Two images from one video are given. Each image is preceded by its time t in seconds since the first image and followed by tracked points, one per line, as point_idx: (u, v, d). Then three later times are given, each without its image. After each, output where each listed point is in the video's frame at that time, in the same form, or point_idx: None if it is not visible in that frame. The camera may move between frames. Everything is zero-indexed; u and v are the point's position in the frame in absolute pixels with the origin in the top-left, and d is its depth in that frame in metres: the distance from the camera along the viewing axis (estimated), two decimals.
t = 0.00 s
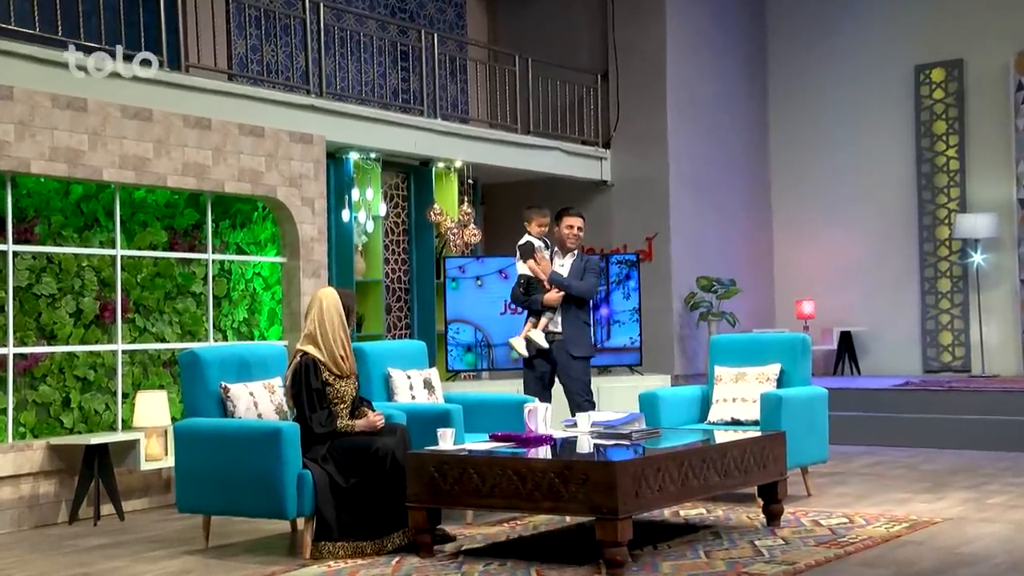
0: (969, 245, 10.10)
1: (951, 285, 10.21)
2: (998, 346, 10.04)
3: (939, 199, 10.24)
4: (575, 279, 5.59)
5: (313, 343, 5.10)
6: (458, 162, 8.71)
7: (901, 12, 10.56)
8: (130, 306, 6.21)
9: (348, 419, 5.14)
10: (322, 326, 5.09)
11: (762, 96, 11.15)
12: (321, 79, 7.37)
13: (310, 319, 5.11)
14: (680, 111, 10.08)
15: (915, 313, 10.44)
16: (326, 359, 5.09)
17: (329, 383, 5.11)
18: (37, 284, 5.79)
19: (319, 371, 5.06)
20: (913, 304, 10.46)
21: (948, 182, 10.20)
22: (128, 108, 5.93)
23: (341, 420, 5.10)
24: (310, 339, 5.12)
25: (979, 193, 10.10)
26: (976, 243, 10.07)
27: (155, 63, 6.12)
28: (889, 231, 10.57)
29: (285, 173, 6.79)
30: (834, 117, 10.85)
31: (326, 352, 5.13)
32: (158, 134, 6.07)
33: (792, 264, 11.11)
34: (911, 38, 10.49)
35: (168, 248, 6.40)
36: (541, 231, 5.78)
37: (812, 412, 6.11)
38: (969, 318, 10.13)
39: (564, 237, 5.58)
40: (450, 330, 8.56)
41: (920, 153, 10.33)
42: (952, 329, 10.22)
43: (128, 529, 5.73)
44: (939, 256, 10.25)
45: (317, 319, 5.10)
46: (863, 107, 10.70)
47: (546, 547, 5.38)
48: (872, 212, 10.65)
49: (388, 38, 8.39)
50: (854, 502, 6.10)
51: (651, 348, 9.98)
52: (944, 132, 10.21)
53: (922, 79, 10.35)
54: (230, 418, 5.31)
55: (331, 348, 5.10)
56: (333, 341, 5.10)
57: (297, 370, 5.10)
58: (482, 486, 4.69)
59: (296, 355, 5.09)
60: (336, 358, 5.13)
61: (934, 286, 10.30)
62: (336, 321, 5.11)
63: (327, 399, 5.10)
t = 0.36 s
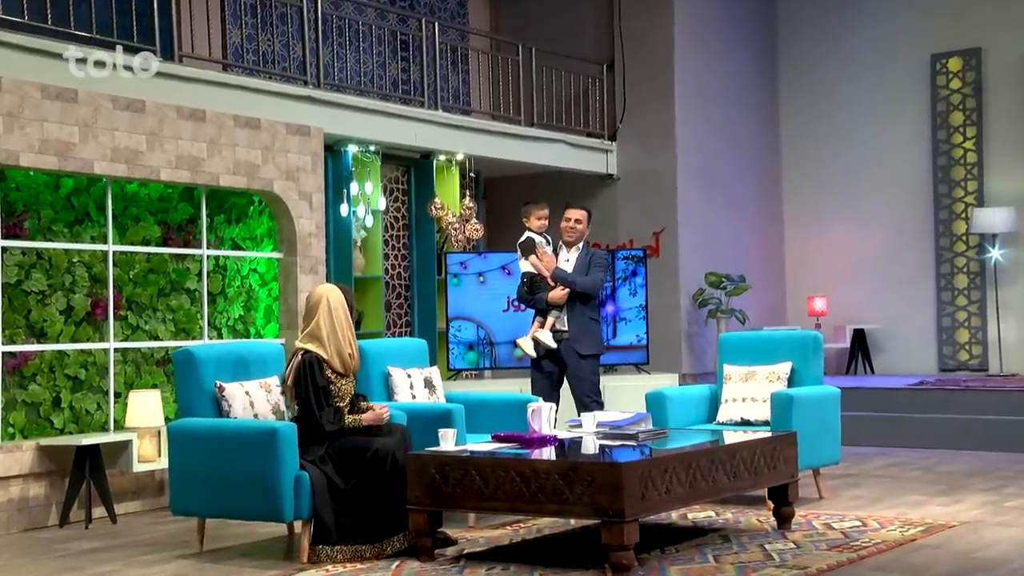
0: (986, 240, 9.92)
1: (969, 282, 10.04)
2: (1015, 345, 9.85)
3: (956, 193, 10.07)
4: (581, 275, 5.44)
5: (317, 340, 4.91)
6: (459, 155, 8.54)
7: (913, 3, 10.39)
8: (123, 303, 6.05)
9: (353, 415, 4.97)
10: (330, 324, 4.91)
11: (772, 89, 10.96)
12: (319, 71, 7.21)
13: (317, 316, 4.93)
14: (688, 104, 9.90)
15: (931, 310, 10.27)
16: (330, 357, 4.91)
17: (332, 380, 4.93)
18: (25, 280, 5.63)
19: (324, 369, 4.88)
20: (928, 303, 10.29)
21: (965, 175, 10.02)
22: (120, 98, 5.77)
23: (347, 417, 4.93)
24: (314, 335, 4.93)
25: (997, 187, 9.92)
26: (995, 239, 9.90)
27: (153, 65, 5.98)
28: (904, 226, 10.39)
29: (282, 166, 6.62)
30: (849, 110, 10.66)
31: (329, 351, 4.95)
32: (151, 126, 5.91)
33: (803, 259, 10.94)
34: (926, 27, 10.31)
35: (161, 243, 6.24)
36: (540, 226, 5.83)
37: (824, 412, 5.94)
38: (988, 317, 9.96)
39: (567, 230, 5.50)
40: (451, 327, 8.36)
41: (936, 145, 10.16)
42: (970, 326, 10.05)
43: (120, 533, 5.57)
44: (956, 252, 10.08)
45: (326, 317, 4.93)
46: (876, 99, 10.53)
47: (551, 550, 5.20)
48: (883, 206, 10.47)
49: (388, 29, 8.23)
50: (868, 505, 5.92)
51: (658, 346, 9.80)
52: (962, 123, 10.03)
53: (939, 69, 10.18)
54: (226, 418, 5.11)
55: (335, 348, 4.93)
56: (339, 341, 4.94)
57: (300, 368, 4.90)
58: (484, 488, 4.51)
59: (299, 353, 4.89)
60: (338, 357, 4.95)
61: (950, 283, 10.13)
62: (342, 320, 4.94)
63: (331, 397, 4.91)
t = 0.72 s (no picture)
0: (997, 237, 9.80)
1: (978, 279, 9.92)
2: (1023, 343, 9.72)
3: (966, 189, 9.94)
4: (580, 272, 5.31)
5: (315, 338, 4.73)
6: (458, 150, 8.41)
7: None
8: (114, 301, 5.94)
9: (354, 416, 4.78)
10: (329, 322, 4.73)
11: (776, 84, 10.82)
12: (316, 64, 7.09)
13: (316, 314, 4.75)
14: (691, 99, 9.77)
15: (941, 308, 10.15)
16: (329, 355, 4.73)
17: (330, 380, 4.74)
18: (14, 277, 5.51)
19: (323, 367, 4.69)
20: (936, 301, 10.17)
21: (976, 171, 9.90)
22: (112, 92, 5.65)
23: (348, 417, 4.74)
24: (313, 333, 4.75)
25: (1008, 183, 9.79)
26: (1006, 237, 9.78)
27: (153, 63, 5.93)
28: (912, 223, 10.26)
29: (276, 161, 6.49)
30: (855, 105, 10.54)
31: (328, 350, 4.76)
32: (143, 120, 5.79)
33: (808, 255, 10.82)
34: (935, 20, 10.19)
35: (154, 240, 6.11)
36: (546, 220, 5.55)
37: (831, 411, 5.81)
38: (998, 315, 9.84)
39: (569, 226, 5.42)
40: (450, 326, 8.25)
41: (946, 139, 10.03)
42: (979, 325, 9.93)
43: (112, 536, 5.45)
44: (967, 250, 9.96)
45: (325, 316, 4.75)
46: (883, 93, 10.41)
47: (553, 553, 5.07)
48: (889, 203, 10.36)
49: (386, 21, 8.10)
50: (875, 508, 5.80)
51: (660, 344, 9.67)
52: (972, 117, 9.92)
53: (949, 62, 10.06)
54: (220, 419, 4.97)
55: (334, 345, 4.74)
56: (338, 340, 4.75)
57: (299, 366, 4.71)
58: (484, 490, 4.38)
59: (297, 351, 4.72)
60: (337, 355, 4.76)
61: (959, 281, 10.01)
62: (342, 318, 4.77)
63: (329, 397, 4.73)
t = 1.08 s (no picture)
0: (1007, 233, 9.69)
1: (988, 277, 9.81)
2: None
3: (977, 185, 9.84)
4: (579, 270, 5.19)
5: (316, 337, 4.60)
6: (457, 145, 8.30)
7: None
8: (106, 298, 5.83)
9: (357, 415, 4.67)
10: (330, 322, 4.60)
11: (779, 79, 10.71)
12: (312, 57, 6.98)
13: (316, 313, 4.61)
14: (695, 94, 9.66)
15: (949, 306, 10.05)
16: (329, 356, 4.60)
17: (330, 379, 4.62)
18: (2, 274, 5.40)
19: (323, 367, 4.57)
20: (945, 299, 10.07)
21: (986, 167, 9.80)
22: (104, 86, 5.54)
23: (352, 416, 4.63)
24: (313, 332, 4.62)
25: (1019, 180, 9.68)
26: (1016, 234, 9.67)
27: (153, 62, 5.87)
28: (920, 220, 10.15)
29: (272, 156, 6.38)
30: (859, 100, 10.44)
31: (328, 349, 4.64)
32: (136, 114, 5.68)
33: (812, 253, 10.71)
34: (942, 13, 10.09)
35: (147, 236, 6.00)
36: (549, 216, 5.51)
37: (836, 411, 5.69)
38: (1008, 313, 9.73)
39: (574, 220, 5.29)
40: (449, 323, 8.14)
41: (955, 134, 9.93)
42: (989, 323, 9.83)
43: (103, 537, 5.34)
44: (977, 247, 9.85)
45: (326, 315, 4.62)
46: (889, 89, 10.31)
47: (554, 555, 4.95)
48: (897, 200, 10.25)
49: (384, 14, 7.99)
50: (882, 509, 5.69)
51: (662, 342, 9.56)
52: (981, 110, 9.82)
53: (956, 56, 9.95)
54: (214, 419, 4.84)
55: (335, 345, 4.61)
56: (339, 339, 4.62)
57: (299, 364, 4.58)
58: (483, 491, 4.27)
59: (296, 349, 4.60)
60: (338, 355, 4.64)
61: (969, 279, 9.90)
62: (342, 317, 4.63)
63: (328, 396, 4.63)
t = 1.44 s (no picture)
0: (1014, 230, 9.60)
1: (994, 273, 9.73)
2: None
3: (983, 181, 9.75)
4: (577, 267, 5.11)
5: (319, 334, 4.52)
6: (456, 139, 8.21)
7: None
8: (100, 295, 5.75)
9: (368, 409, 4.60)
10: (335, 320, 4.53)
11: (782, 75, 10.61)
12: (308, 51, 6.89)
13: (321, 310, 4.53)
14: (698, 89, 9.58)
15: (954, 303, 9.97)
16: (331, 354, 4.52)
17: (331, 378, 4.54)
18: None
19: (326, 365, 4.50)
20: (948, 295, 9.99)
21: (992, 162, 9.72)
22: (98, 80, 5.46)
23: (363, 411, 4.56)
24: (317, 329, 4.53)
25: None
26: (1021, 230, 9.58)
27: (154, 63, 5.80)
28: (924, 216, 10.07)
29: (268, 151, 6.29)
30: (863, 95, 10.35)
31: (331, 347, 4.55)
32: (130, 108, 5.59)
33: (815, 250, 10.62)
34: (948, 8, 10.01)
35: (142, 232, 5.92)
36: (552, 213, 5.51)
37: (840, 410, 5.60)
38: (1015, 310, 9.65)
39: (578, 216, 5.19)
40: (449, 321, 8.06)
41: (961, 130, 9.84)
42: (995, 321, 9.75)
43: (97, 538, 5.26)
44: (983, 243, 9.77)
45: (331, 312, 4.54)
46: (893, 84, 10.23)
47: (555, 556, 4.87)
48: (902, 196, 10.16)
49: (382, 7, 7.90)
50: (888, 509, 5.61)
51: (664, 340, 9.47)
52: (989, 105, 9.72)
53: (964, 50, 9.87)
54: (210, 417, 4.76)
55: (339, 344, 4.53)
56: (343, 338, 4.54)
57: (301, 361, 4.51)
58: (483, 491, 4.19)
59: (298, 346, 4.52)
60: (341, 354, 4.56)
61: (975, 276, 9.83)
62: (346, 316, 4.55)
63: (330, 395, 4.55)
